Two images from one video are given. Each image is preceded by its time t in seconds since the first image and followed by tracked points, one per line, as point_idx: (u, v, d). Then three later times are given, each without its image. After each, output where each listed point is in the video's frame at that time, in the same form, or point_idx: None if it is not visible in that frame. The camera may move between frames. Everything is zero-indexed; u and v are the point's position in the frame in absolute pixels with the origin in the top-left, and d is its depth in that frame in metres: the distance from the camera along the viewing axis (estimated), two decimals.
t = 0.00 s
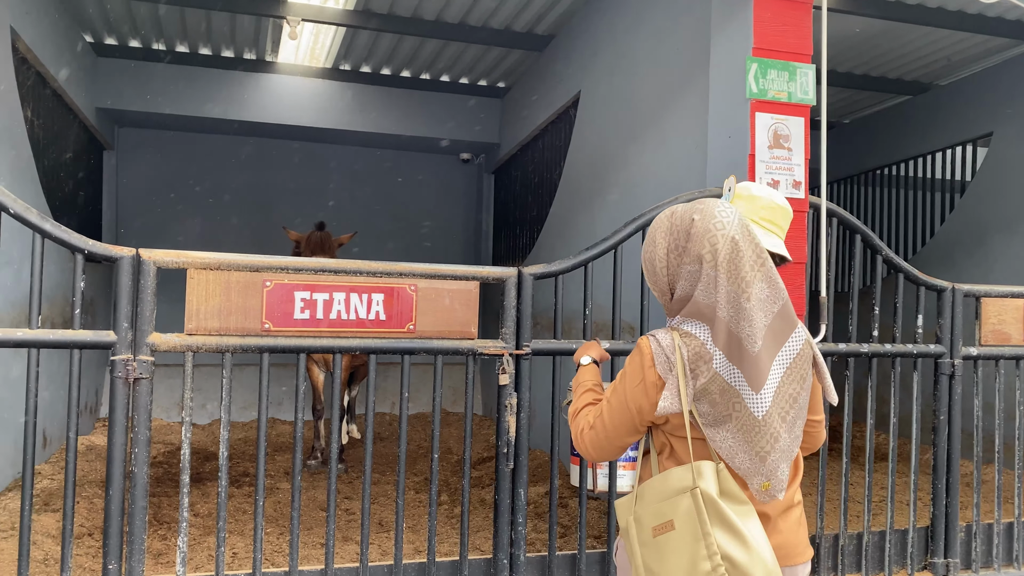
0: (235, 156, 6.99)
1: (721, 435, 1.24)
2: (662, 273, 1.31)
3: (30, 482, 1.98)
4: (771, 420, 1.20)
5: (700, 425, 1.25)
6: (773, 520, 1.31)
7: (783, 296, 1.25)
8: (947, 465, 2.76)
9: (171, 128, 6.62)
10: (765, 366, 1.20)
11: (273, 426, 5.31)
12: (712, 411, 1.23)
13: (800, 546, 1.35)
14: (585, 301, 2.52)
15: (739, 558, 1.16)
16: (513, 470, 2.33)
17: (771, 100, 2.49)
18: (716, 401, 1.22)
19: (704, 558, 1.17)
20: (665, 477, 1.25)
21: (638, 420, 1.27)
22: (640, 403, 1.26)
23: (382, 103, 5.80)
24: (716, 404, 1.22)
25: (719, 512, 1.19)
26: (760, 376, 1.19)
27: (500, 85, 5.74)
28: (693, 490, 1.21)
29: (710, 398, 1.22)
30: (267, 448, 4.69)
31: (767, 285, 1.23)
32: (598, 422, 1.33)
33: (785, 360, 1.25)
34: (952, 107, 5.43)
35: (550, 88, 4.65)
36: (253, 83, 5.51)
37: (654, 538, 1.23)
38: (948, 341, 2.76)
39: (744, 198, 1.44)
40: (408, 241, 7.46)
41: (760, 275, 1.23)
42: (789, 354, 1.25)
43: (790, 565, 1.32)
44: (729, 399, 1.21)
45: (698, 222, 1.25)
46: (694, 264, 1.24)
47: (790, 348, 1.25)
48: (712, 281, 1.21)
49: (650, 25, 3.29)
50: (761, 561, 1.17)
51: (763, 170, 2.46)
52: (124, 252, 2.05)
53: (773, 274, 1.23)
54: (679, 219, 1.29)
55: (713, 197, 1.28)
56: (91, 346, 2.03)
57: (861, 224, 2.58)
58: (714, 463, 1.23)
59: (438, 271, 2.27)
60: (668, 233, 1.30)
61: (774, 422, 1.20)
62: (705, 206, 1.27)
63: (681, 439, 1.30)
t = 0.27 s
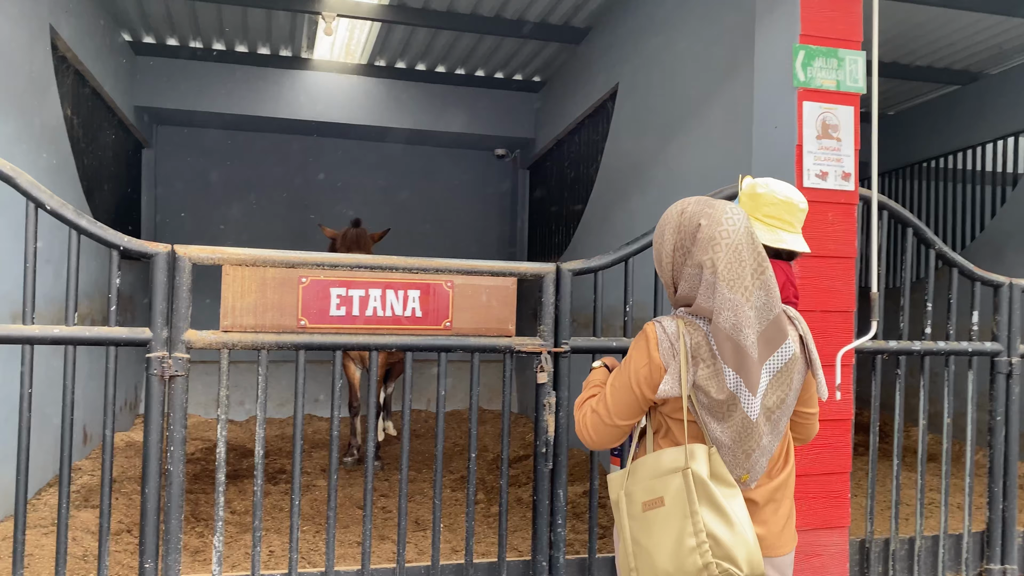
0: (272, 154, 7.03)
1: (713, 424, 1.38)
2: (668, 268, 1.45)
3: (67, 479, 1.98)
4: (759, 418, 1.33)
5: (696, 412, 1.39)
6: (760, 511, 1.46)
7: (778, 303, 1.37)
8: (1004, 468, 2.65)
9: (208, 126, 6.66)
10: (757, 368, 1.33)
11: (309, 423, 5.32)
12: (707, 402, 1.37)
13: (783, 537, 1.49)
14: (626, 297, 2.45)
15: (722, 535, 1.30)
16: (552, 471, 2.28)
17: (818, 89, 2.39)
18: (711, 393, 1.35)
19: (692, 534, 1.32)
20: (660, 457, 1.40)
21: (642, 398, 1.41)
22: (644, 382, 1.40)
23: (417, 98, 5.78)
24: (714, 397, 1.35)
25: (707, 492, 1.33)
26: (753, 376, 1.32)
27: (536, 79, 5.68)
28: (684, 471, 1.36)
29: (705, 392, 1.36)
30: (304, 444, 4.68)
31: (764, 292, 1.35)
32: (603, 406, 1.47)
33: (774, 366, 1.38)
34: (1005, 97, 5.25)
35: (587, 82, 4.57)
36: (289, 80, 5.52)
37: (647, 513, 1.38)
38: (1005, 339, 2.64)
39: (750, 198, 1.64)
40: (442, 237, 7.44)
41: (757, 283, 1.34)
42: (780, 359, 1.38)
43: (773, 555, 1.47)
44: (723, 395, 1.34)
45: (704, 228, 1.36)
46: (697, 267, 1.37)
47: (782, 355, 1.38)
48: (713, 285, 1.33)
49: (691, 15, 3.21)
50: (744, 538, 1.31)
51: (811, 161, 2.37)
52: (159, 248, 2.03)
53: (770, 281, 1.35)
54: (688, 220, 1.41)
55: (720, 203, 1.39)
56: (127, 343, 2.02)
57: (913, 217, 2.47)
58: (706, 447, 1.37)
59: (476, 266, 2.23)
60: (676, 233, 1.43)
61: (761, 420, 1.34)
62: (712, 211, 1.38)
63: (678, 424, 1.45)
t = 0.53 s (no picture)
0: (300, 152, 7.02)
1: (701, 415, 1.44)
2: (680, 258, 1.50)
3: (86, 480, 1.94)
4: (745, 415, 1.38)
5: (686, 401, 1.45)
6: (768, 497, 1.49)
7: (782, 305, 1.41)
8: None
9: (237, 125, 6.67)
10: (750, 365, 1.38)
11: (336, 422, 5.30)
12: (696, 391, 1.42)
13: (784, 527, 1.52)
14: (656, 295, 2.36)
15: (665, 517, 1.33)
16: (580, 475, 2.20)
17: (859, 78, 2.29)
18: (703, 384, 1.40)
19: (640, 511, 1.36)
20: (641, 441, 1.46)
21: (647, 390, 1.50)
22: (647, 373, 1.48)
23: (444, 94, 5.72)
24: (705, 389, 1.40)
25: (664, 476, 1.36)
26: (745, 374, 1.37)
27: (565, 74, 5.61)
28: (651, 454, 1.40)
29: (699, 383, 1.41)
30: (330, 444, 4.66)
31: (771, 294, 1.39)
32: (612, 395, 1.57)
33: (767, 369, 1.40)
34: None
35: (617, 76, 4.49)
36: (317, 77, 5.49)
37: (620, 491, 1.45)
38: None
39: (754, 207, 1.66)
40: (471, 236, 7.39)
41: (762, 285, 1.38)
42: (775, 362, 1.40)
43: (777, 543, 1.49)
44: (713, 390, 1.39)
45: (719, 224, 1.40)
46: (707, 262, 1.41)
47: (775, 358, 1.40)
48: (720, 281, 1.38)
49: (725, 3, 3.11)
50: (687, 524, 1.32)
51: (851, 153, 2.27)
52: (178, 244, 1.99)
53: (777, 284, 1.39)
54: (706, 214, 1.45)
55: (739, 202, 1.43)
56: (146, 342, 1.98)
57: (959, 211, 2.36)
58: (679, 437, 1.41)
59: (501, 263, 2.16)
60: (693, 226, 1.47)
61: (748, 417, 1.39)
62: (730, 209, 1.42)
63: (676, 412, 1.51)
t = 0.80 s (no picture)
0: (324, 152, 7.00)
1: (713, 421, 1.41)
2: (701, 267, 1.44)
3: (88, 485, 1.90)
4: (761, 433, 1.35)
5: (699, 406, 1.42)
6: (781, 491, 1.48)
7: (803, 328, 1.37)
8: None
9: (261, 124, 6.66)
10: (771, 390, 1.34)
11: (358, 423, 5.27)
12: (711, 401, 1.38)
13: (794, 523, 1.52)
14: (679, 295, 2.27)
15: (667, 520, 1.27)
16: (599, 483, 2.11)
17: (894, 67, 2.17)
18: (716, 391, 1.36)
19: (643, 513, 1.31)
20: (650, 438, 1.40)
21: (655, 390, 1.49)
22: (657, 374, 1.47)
23: (467, 92, 5.65)
24: (719, 403, 1.36)
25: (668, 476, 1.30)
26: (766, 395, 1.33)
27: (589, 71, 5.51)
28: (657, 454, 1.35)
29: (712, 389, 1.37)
30: (350, 446, 4.62)
31: (795, 319, 1.34)
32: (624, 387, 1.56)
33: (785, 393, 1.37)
34: None
35: (642, 71, 4.39)
36: (339, 76, 5.45)
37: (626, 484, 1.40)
38: None
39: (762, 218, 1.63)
40: (495, 235, 7.32)
41: (786, 311, 1.33)
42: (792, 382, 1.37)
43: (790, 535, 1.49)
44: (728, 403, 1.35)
45: (746, 244, 1.34)
46: (732, 281, 1.35)
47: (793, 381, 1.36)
48: (744, 305, 1.32)
49: None
50: (688, 528, 1.26)
51: (886, 147, 2.15)
52: (183, 243, 1.93)
53: (801, 309, 1.34)
54: (734, 230, 1.37)
55: (769, 221, 1.36)
56: (150, 343, 1.93)
57: (1000, 207, 2.23)
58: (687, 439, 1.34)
59: (515, 262, 2.07)
60: (717, 239, 1.40)
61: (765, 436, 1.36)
62: (760, 228, 1.35)
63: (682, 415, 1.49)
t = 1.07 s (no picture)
0: (347, 151, 6.97)
1: (732, 415, 1.57)
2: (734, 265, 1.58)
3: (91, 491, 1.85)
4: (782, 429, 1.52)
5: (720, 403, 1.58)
6: (800, 482, 1.66)
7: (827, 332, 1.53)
8: None
9: (283, 124, 6.64)
10: (793, 392, 1.51)
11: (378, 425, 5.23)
12: (735, 398, 1.54)
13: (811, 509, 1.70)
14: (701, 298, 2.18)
15: (718, 521, 1.46)
16: (617, 493, 2.03)
17: (929, 58, 2.07)
18: (740, 389, 1.53)
19: (691, 513, 1.49)
20: (686, 442, 1.56)
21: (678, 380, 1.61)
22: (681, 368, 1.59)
23: (489, 91, 5.58)
24: (742, 399, 1.53)
25: (714, 482, 1.48)
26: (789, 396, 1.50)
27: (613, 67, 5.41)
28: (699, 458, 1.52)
29: (738, 390, 1.53)
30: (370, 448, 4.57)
31: (821, 324, 1.50)
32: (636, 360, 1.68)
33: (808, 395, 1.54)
34: None
35: (666, 67, 4.29)
36: (359, 75, 5.41)
37: (666, 488, 1.56)
38: None
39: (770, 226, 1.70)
40: (518, 236, 7.25)
41: (813, 316, 1.49)
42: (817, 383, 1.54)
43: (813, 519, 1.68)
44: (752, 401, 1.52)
45: (780, 250, 1.48)
46: (762, 283, 1.49)
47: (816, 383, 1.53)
48: (772, 309, 1.47)
49: None
50: (739, 528, 1.45)
51: (920, 142, 2.05)
52: (187, 243, 1.88)
53: (828, 315, 1.50)
54: (768, 234, 1.51)
55: (803, 228, 1.50)
56: (154, 346, 1.88)
57: None
58: (726, 439, 1.51)
59: (529, 263, 2.00)
60: (752, 239, 1.54)
61: (786, 431, 1.54)
62: (794, 235, 1.49)
63: (699, 404, 1.64)
